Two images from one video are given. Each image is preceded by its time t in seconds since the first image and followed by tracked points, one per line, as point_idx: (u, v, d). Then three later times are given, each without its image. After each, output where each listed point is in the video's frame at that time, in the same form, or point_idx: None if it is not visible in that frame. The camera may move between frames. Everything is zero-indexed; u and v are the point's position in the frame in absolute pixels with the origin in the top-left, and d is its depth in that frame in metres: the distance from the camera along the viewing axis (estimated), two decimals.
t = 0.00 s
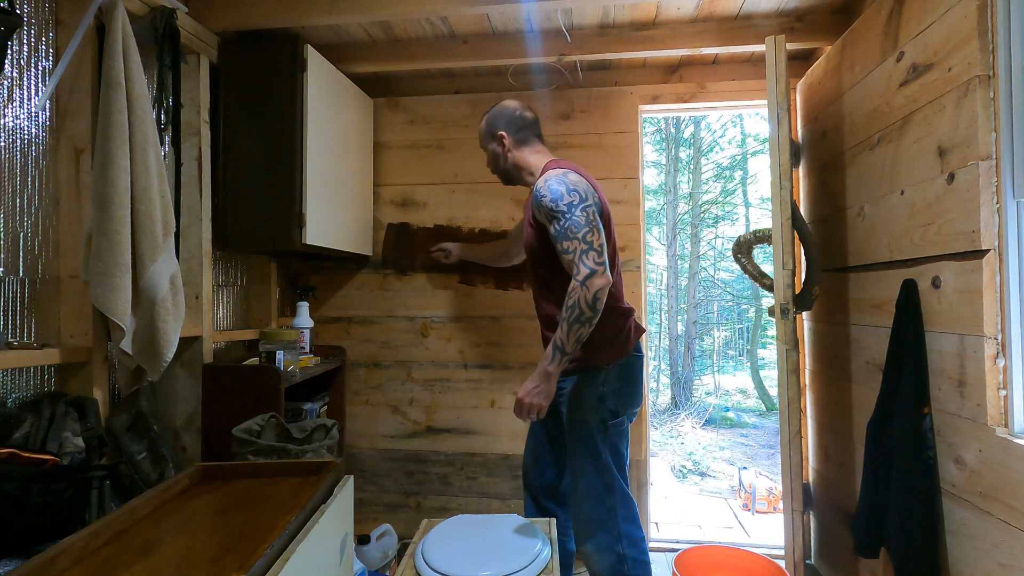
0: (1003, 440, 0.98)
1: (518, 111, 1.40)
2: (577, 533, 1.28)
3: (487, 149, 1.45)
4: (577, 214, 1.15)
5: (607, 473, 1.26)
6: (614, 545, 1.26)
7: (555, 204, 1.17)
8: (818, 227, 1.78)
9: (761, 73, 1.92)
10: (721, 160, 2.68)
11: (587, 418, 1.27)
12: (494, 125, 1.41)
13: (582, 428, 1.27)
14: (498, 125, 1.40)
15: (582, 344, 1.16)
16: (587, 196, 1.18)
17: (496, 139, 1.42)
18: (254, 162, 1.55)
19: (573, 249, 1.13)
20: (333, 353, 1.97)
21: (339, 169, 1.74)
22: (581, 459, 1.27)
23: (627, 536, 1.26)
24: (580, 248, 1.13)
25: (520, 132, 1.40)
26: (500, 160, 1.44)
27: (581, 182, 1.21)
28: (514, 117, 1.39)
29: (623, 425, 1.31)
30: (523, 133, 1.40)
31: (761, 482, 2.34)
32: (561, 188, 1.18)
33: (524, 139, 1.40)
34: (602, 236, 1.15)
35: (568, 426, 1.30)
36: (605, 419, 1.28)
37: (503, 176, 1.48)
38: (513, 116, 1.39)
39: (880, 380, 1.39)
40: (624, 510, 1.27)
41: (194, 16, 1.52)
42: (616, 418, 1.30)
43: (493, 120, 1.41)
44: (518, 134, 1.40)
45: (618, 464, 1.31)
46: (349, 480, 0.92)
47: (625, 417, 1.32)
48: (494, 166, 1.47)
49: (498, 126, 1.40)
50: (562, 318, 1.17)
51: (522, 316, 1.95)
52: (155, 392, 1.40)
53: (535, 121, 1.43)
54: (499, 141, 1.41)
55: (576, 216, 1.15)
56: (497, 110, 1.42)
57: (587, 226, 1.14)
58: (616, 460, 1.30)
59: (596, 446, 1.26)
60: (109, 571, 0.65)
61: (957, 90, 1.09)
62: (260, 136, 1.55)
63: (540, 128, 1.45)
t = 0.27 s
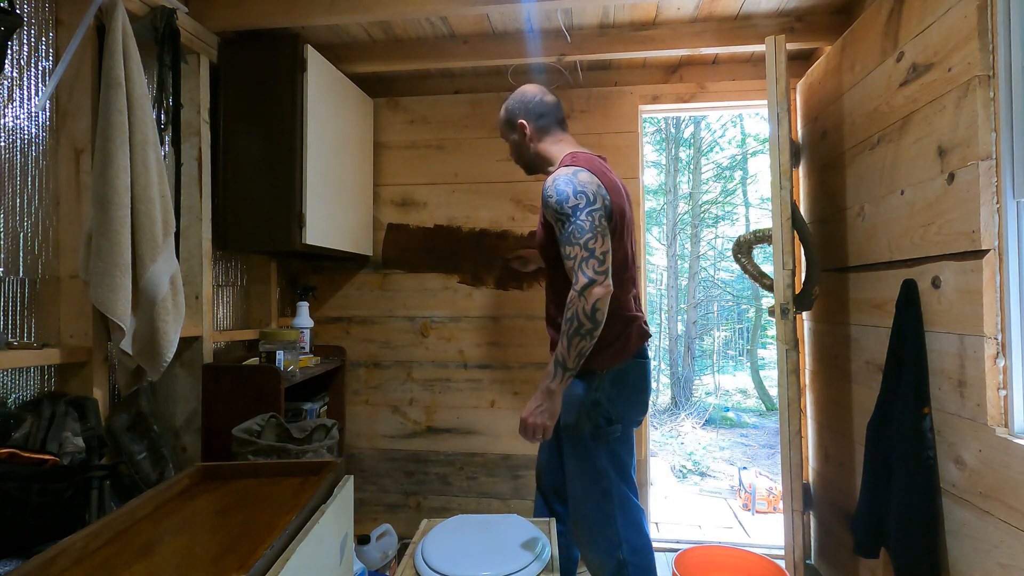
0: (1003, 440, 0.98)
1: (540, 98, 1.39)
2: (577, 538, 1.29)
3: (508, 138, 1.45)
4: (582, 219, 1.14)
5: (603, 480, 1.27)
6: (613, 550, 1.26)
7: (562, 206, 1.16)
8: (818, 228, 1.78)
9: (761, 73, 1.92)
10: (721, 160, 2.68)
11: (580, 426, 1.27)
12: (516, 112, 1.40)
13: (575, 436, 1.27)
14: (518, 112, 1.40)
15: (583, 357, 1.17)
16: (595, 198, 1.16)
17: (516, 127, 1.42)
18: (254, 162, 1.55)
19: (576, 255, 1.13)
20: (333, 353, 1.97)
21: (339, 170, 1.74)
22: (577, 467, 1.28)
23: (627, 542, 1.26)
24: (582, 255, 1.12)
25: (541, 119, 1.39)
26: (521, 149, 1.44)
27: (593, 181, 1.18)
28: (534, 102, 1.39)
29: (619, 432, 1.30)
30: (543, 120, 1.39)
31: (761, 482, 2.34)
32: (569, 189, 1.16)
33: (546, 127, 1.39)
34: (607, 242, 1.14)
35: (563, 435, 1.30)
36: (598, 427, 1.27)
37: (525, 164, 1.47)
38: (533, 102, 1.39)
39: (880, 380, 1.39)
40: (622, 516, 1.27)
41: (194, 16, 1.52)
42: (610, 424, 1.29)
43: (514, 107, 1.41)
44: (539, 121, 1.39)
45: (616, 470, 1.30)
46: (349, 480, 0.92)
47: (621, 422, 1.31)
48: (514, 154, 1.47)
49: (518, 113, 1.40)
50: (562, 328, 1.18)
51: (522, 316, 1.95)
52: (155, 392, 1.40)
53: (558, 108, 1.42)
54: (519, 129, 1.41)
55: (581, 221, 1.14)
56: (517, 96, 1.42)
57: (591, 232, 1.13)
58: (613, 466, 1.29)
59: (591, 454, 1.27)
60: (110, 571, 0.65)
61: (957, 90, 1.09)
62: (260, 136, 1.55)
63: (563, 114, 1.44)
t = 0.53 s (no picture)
0: (1003, 440, 0.98)
1: (547, 94, 1.38)
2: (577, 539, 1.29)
3: (515, 135, 1.44)
4: (580, 224, 1.14)
5: (601, 481, 1.27)
6: (612, 552, 1.25)
7: (561, 210, 1.16)
8: (818, 228, 1.78)
9: (761, 73, 1.92)
10: (721, 160, 2.68)
11: (576, 428, 1.27)
12: (522, 109, 1.39)
13: (573, 438, 1.28)
14: (524, 110, 1.39)
15: (573, 366, 1.16)
16: (595, 204, 1.15)
17: (522, 125, 1.40)
18: (254, 162, 1.55)
19: (572, 261, 1.13)
20: (333, 353, 1.97)
21: (339, 170, 1.74)
22: (575, 468, 1.28)
23: (625, 543, 1.26)
24: (578, 261, 1.12)
25: (548, 116, 1.38)
26: (529, 146, 1.43)
27: (595, 185, 1.18)
28: (540, 100, 1.37)
29: (617, 434, 1.29)
30: (550, 117, 1.38)
31: (761, 482, 2.34)
32: (570, 193, 1.16)
33: (553, 124, 1.38)
34: (604, 250, 1.13)
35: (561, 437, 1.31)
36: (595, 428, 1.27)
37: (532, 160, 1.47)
38: (539, 100, 1.38)
39: (880, 380, 1.39)
40: (621, 517, 1.27)
41: (194, 16, 1.52)
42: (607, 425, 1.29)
43: (521, 104, 1.40)
44: (546, 118, 1.38)
45: (614, 472, 1.30)
46: (349, 480, 0.92)
47: (618, 424, 1.31)
48: (522, 151, 1.47)
49: (525, 111, 1.39)
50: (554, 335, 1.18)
51: (522, 316, 1.95)
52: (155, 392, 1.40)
53: (565, 105, 1.40)
54: (526, 126, 1.40)
55: (579, 226, 1.14)
56: (523, 93, 1.40)
57: (588, 238, 1.13)
58: (612, 467, 1.29)
59: (588, 456, 1.27)
60: (110, 571, 0.65)
61: (957, 90, 1.09)
62: (260, 136, 1.55)
63: (570, 110, 1.43)
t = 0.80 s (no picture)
0: (1003, 440, 0.98)
1: (534, 101, 1.39)
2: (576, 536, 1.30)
3: (502, 143, 1.45)
4: (577, 222, 1.14)
5: (601, 478, 1.27)
6: (612, 549, 1.26)
7: (557, 209, 1.16)
8: (818, 228, 1.78)
9: (761, 73, 1.92)
10: (721, 160, 2.68)
11: (576, 425, 1.27)
12: (510, 116, 1.40)
13: (573, 435, 1.28)
14: (512, 116, 1.40)
15: (567, 358, 1.17)
16: (590, 203, 1.17)
17: (511, 131, 1.41)
18: (254, 162, 1.55)
19: (568, 258, 1.13)
20: (333, 353, 1.97)
21: (338, 170, 1.74)
22: (575, 465, 1.28)
23: (625, 540, 1.26)
24: (575, 258, 1.12)
25: (536, 122, 1.39)
26: (516, 153, 1.44)
27: (589, 186, 1.19)
28: (528, 106, 1.39)
29: (616, 431, 1.29)
30: (538, 124, 1.39)
31: (761, 482, 2.34)
32: (566, 193, 1.16)
33: (540, 131, 1.40)
34: (600, 248, 1.14)
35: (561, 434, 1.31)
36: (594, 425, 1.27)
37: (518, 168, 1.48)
38: (527, 106, 1.39)
39: (880, 380, 1.39)
40: (621, 514, 1.27)
41: (194, 16, 1.52)
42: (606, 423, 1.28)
43: (508, 111, 1.41)
44: (533, 125, 1.39)
45: (613, 469, 1.30)
46: (349, 480, 0.92)
47: (618, 421, 1.30)
48: (509, 159, 1.47)
49: (513, 117, 1.40)
50: (549, 328, 1.18)
51: (522, 316, 1.95)
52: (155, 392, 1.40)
53: (552, 112, 1.42)
54: (515, 133, 1.40)
55: (575, 225, 1.14)
56: (511, 101, 1.42)
57: (585, 236, 1.13)
58: (611, 465, 1.29)
59: (588, 454, 1.27)
60: (109, 571, 0.65)
61: (957, 90, 1.09)
62: (260, 136, 1.55)
63: (556, 119, 1.44)
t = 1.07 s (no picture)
0: (1003, 440, 0.98)
1: (505, 121, 1.41)
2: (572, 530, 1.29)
3: (478, 161, 1.46)
4: (570, 216, 1.15)
5: (601, 471, 1.27)
6: (608, 542, 1.26)
7: (548, 207, 1.17)
8: (818, 228, 1.78)
9: (761, 73, 1.92)
10: (721, 160, 2.68)
11: (582, 416, 1.27)
12: (484, 136, 1.42)
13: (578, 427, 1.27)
14: (486, 136, 1.41)
15: (577, 342, 1.17)
16: (579, 197, 1.19)
17: (486, 149, 1.42)
18: (254, 161, 1.55)
19: (566, 249, 1.13)
20: (333, 353, 1.97)
21: (338, 170, 1.74)
22: (577, 458, 1.27)
23: (622, 533, 1.26)
24: (572, 248, 1.13)
25: (509, 140, 1.40)
26: (491, 171, 1.44)
27: (573, 185, 1.22)
28: (499, 126, 1.40)
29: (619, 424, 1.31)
30: (510, 141, 1.41)
31: (761, 482, 2.34)
32: (554, 191, 1.18)
33: (513, 148, 1.41)
34: (595, 237, 1.16)
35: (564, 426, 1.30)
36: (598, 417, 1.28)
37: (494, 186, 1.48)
38: (500, 125, 1.41)
39: (880, 380, 1.39)
40: (618, 508, 1.27)
41: (194, 16, 1.52)
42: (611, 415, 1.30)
43: (481, 132, 1.42)
44: (506, 143, 1.40)
45: (612, 463, 1.31)
46: (349, 480, 0.92)
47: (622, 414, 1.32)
48: (485, 177, 1.47)
49: (486, 138, 1.42)
50: (555, 318, 1.17)
51: (522, 316, 1.95)
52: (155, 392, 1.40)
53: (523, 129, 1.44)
54: (490, 152, 1.41)
55: (568, 218, 1.15)
56: (484, 122, 1.43)
57: (579, 227, 1.14)
58: (611, 459, 1.30)
59: (591, 446, 1.26)
60: (109, 571, 0.65)
61: (957, 90, 1.09)
62: (260, 136, 1.55)
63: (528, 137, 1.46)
